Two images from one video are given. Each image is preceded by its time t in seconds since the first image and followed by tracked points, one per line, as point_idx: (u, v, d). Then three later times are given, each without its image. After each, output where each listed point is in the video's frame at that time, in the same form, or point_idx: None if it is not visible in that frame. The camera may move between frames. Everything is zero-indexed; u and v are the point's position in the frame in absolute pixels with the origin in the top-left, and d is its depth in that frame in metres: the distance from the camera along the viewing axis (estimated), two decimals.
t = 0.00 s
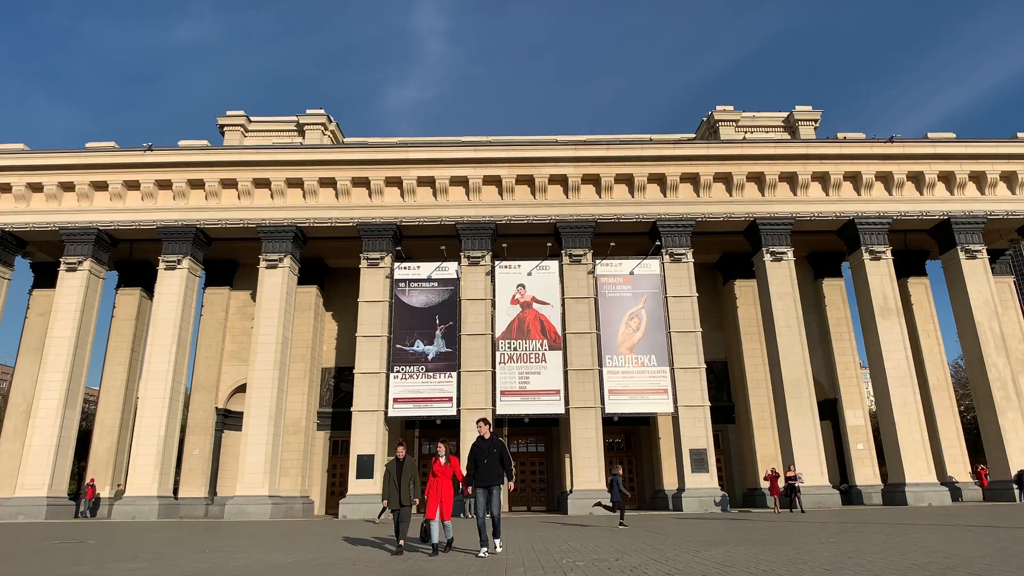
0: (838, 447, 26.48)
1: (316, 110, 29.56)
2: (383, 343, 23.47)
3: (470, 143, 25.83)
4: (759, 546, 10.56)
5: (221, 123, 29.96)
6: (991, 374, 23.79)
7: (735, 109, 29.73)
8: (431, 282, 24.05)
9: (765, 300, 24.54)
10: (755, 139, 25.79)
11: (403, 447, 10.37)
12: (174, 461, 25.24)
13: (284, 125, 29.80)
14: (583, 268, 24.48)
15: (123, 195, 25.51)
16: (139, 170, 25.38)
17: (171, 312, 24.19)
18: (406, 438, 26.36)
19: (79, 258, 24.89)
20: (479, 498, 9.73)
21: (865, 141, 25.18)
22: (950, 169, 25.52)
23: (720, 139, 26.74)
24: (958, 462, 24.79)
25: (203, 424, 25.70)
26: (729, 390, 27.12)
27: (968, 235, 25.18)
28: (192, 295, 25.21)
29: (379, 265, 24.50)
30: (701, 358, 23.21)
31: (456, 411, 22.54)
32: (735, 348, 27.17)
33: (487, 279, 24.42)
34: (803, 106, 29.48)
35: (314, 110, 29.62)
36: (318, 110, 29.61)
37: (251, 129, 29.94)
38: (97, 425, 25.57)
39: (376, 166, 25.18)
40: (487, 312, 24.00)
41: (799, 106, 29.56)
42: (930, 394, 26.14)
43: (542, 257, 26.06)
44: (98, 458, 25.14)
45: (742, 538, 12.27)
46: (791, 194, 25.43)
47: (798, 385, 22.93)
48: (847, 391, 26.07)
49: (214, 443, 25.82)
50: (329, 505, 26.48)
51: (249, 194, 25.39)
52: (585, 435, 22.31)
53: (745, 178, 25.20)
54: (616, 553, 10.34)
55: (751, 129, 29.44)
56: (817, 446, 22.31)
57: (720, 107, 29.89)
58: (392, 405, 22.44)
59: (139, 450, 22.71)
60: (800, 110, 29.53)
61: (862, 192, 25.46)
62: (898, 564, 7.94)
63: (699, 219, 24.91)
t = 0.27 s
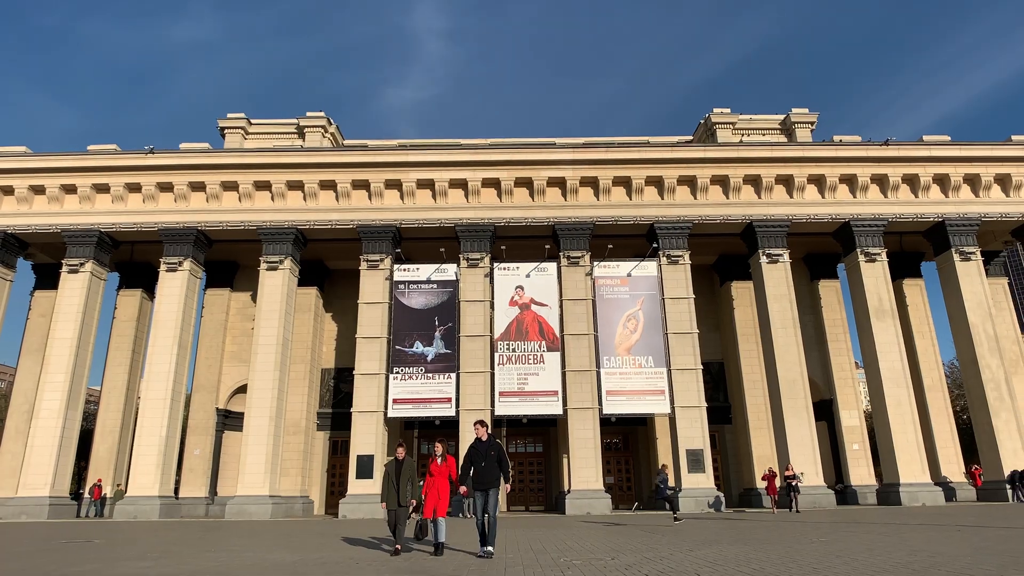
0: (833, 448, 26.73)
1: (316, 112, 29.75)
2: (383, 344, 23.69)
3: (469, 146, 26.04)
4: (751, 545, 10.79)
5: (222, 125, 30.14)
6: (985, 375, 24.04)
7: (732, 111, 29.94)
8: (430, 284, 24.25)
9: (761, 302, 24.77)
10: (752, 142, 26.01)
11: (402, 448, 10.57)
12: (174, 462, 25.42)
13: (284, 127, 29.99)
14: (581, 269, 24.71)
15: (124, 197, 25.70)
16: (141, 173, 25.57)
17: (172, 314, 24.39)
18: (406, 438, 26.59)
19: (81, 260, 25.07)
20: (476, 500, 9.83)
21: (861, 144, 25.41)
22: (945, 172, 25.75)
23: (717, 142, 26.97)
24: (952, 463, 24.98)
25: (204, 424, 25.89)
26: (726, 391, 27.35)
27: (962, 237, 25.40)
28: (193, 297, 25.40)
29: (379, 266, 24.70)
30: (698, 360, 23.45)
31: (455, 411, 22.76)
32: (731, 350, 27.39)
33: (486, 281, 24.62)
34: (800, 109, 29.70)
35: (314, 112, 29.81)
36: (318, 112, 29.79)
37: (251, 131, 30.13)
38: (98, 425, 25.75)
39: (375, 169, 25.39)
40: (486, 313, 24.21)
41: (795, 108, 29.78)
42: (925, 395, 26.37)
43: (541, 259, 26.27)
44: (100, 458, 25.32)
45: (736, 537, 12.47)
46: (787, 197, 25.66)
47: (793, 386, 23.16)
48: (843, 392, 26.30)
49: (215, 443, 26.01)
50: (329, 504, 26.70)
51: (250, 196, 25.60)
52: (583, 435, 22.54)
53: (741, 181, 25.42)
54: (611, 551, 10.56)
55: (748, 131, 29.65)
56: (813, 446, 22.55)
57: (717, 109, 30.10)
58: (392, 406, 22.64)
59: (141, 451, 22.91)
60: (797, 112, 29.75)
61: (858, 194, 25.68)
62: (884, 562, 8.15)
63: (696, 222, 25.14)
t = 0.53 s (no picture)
0: (829, 448, 26.95)
1: (316, 115, 29.97)
2: (383, 345, 23.92)
3: (468, 149, 26.27)
4: (743, 543, 11.02)
5: (222, 128, 30.36)
6: (979, 376, 24.27)
7: (729, 114, 30.15)
8: (429, 286, 24.46)
9: (757, 303, 24.99)
10: (749, 145, 26.24)
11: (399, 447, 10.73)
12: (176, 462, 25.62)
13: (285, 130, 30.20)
14: (579, 271, 24.93)
15: (126, 200, 25.93)
16: (142, 176, 25.79)
17: (174, 315, 24.61)
18: (405, 438, 26.82)
19: (83, 262, 25.28)
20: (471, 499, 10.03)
21: (857, 147, 25.62)
22: (940, 174, 25.97)
23: (714, 145, 27.20)
24: (948, 463, 25.17)
25: (205, 425, 26.09)
26: (723, 392, 27.58)
27: (957, 239, 25.62)
28: (195, 299, 25.61)
29: (379, 268, 24.92)
30: (695, 361, 23.68)
31: (455, 412, 22.98)
32: (728, 351, 27.60)
33: (485, 282, 24.84)
34: (796, 112, 29.92)
35: (314, 115, 30.03)
36: (318, 115, 30.01)
37: (252, 133, 30.35)
38: (100, 426, 25.96)
39: (375, 172, 25.61)
40: (485, 315, 24.43)
41: (792, 111, 30.00)
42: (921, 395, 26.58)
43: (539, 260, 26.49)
44: (102, 458, 25.52)
45: (729, 535, 12.69)
46: (784, 199, 25.88)
47: (789, 387, 23.37)
48: (839, 393, 26.51)
49: (216, 444, 26.22)
50: (329, 504, 26.91)
51: (251, 199, 25.82)
52: (581, 435, 22.75)
53: (737, 184, 25.65)
54: (606, 549, 10.78)
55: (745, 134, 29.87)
56: (808, 446, 22.77)
57: (715, 112, 30.31)
58: (392, 406, 22.86)
59: (143, 451, 23.13)
60: (793, 115, 29.97)
61: (854, 197, 25.90)
62: (869, 559, 8.37)
63: (693, 224, 25.36)
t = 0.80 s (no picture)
0: (827, 448, 27.15)
1: (317, 118, 30.16)
2: (383, 347, 24.13)
3: (467, 152, 26.48)
4: (737, 541, 11.23)
5: (224, 130, 30.56)
6: (975, 376, 24.47)
7: (727, 116, 30.34)
8: (429, 287, 24.65)
9: (754, 305, 25.20)
10: (746, 148, 26.44)
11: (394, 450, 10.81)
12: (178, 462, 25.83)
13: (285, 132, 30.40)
14: (578, 273, 25.13)
15: (128, 202, 26.13)
16: (144, 179, 25.98)
17: (176, 317, 24.81)
18: (405, 439, 27.03)
19: (86, 264, 25.47)
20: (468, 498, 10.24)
21: (853, 149, 25.82)
22: (935, 176, 26.17)
23: (712, 147, 27.40)
24: (943, 462, 25.35)
25: (207, 425, 26.30)
26: (721, 392, 27.79)
27: (953, 241, 25.82)
28: (196, 301, 25.83)
29: (379, 270, 25.13)
30: (692, 362, 23.89)
31: (454, 413, 23.19)
32: (726, 351, 27.81)
33: (484, 284, 25.05)
34: (794, 114, 30.12)
35: (315, 117, 30.22)
36: (319, 117, 30.21)
37: (253, 136, 30.56)
38: (102, 426, 26.17)
39: (375, 175, 25.81)
40: (484, 316, 24.64)
41: (790, 113, 30.20)
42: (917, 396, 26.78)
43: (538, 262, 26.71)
44: (104, 459, 25.72)
45: (724, 534, 12.88)
46: (780, 201, 26.08)
47: (786, 387, 23.57)
48: (836, 394, 26.71)
49: (217, 444, 26.44)
50: (330, 504, 27.10)
51: (252, 202, 26.03)
52: (579, 436, 22.96)
53: (734, 186, 25.86)
54: (602, 547, 10.99)
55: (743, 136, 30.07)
56: (805, 447, 22.97)
57: (713, 114, 30.50)
58: (392, 407, 23.06)
59: (145, 451, 23.35)
60: (791, 117, 30.16)
61: (850, 199, 26.10)
62: (858, 556, 8.57)
63: (690, 226, 25.56)
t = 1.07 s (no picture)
0: (824, 448, 27.36)
1: (317, 120, 30.35)
2: (383, 348, 24.32)
3: (466, 155, 26.69)
4: (732, 540, 11.45)
5: (225, 132, 30.74)
6: (970, 377, 24.70)
7: (725, 119, 30.54)
8: (429, 289, 24.85)
9: (752, 306, 25.40)
10: (744, 151, 26.65)
11: (393, 448, 10.95)
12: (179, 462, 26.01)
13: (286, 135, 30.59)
14: (576, 275, 25.33)
15: (130, 204, 26.33)
16: (146, 181, 26.17)
17: (178, 318, 25.00)
18: (405, 439, 27.23)
19: (88, 266, 25.66)
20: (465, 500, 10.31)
21: (850, 152, 26.02)
22: (931, 179, 26.40)
23: (709, 150, 27.62)
24: (939, 463, 25.54)
25: (208, 426, 26.51)
26: (718, 393, 27.99)
27: (948, 243, 26.05)
28: (198, 302, 26.01)
29: (379, 272, 25.34)
30: (690, 363, 24.10)
31: (454, 413, 23.39)
32: (724, 353, 28.02)
33: (484, 286, 25.25)
34: (791, 117, 30.34)
35: (315, 120, 30.41)
36: (319, 120, 30.40)
37: (254, 138, 30.76)
38: (104, 426, 26.33)
39: (375, 177, 26.01)
40: (484, 318, 24.85)
41: (787, 116, 30.41)
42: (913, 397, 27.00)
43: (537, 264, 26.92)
44: (106, 459, 25.89)
45: (720, 533, 13.08)
46: (778, 204, 26.30)
47: (783, 389, 23.78)
48: (833, 395, 26.90)
49: (218, 444, 26.63)
50: (330, 504, 27.29)
51: (253, 204, 26.23)
52: (578, 436, 23.17)
53: (732, 189, 26.08)
54: (600, 546, 11.20)
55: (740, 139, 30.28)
56: (802, 447, 23.17)
57: (710, 117, 30.70)
58: (392, 408, 23.26)
59: (148, 451, 23.53)
60: (788, 120, 30.38)
61: (847, 201, 26.32)
62: (849, 554, 8.78)
63: (689, 228, 25.77)
